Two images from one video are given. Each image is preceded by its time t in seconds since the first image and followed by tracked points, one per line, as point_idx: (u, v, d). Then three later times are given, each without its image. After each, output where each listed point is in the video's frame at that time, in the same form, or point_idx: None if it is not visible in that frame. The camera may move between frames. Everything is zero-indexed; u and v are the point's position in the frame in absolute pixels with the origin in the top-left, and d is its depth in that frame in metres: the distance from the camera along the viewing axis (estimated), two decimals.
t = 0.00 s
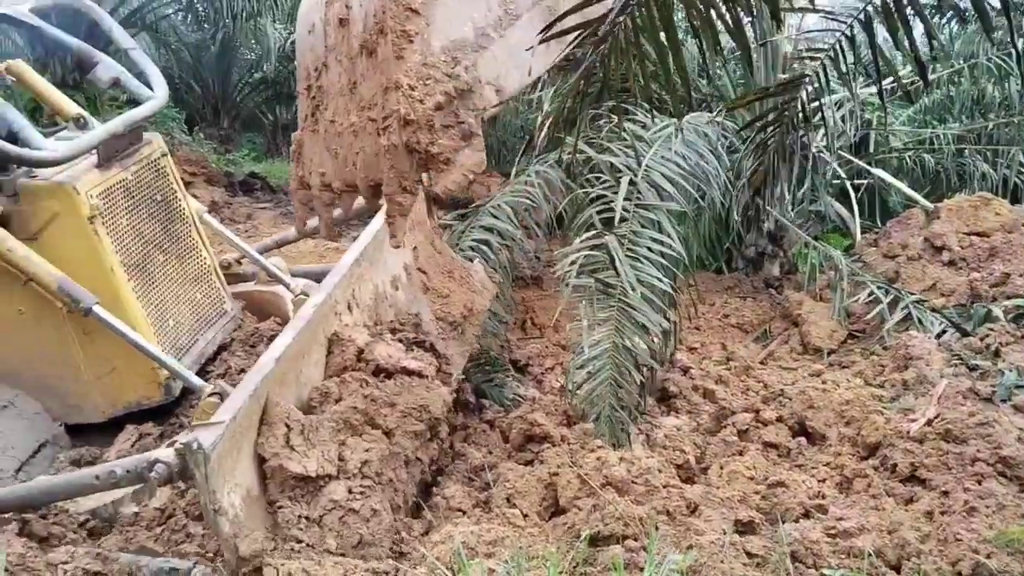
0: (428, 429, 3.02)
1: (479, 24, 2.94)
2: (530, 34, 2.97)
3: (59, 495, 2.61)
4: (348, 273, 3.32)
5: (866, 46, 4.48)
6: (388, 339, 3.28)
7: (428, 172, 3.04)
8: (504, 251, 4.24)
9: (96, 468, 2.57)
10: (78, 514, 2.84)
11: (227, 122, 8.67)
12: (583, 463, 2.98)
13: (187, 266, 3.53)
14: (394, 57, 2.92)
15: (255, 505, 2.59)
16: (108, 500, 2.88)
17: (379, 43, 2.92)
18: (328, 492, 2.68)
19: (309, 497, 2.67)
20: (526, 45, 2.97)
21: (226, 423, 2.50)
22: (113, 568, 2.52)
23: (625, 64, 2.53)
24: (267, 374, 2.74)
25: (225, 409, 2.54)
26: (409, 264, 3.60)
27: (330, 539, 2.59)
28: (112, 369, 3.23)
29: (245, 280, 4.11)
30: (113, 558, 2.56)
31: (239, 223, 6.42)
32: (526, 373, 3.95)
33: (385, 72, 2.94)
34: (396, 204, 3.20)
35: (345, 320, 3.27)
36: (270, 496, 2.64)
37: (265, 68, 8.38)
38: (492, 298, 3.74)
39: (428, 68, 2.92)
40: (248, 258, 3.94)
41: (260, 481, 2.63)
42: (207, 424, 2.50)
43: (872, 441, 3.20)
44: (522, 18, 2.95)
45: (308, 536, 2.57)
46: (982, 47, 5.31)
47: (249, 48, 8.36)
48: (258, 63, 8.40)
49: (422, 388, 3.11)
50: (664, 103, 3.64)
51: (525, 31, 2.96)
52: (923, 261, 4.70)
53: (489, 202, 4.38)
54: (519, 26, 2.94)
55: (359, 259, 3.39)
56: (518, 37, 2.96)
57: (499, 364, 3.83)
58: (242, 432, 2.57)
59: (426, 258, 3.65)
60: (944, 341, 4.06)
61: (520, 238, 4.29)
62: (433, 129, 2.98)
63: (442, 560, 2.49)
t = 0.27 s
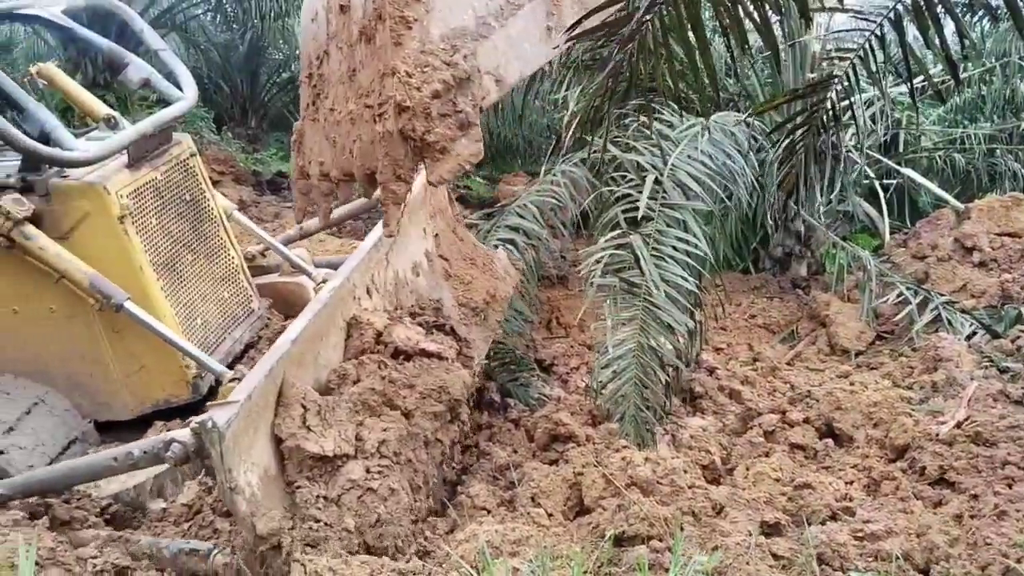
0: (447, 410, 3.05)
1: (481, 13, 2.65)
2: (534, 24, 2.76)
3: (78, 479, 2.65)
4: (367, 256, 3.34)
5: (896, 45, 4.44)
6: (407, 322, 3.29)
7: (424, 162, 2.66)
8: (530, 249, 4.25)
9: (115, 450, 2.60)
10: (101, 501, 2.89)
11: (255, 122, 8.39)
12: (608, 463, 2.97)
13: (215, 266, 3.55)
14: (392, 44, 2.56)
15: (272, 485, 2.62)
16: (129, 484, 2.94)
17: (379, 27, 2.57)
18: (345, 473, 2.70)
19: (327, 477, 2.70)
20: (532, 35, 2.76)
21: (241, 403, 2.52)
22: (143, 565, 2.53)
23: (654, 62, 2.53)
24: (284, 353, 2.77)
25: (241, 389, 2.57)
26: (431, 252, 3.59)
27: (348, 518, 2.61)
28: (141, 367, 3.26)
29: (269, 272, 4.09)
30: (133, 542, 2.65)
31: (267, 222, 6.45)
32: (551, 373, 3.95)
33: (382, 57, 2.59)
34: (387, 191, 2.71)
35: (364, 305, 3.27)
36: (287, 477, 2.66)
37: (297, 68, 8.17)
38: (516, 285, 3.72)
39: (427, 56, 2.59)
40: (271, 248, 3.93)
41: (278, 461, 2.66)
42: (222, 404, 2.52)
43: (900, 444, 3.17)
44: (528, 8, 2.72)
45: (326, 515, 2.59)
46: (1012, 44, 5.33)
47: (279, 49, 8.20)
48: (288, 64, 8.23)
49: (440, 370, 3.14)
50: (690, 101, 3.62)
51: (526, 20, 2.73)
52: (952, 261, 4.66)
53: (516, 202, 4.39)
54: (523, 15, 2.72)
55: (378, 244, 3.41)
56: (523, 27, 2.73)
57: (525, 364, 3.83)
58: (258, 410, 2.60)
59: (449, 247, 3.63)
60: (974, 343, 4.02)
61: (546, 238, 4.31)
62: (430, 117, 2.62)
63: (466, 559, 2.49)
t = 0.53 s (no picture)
0: (461, 389, 2.99)
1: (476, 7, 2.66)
2: (531, 18, 2.76)
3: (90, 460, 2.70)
4: (380, 239, 3.28)
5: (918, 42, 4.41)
6: (421, 304, 3.25)
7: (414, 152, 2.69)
8: (549, 248, 4.26)
9: (125, 433, 2.65)
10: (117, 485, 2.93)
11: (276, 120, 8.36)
12: (627, 462, 2.96)
13: (235, 265, 3.56)
14: (384, 34, 2.57)
15: (284, 463, 2.60)
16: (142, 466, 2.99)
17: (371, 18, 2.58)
18: (357, 451, 2.68)
19: (338, 456, 2.67)
20: (528, 29, 2.75)
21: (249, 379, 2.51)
22: (163, 560, 2.60)
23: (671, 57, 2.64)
24: (294, 332, 2.76)
25: (250, 366, 2.56)
26: (445, 238, 3.62)
27: (360, 496, 2.59)
28: (162, 363, 3.28)
29: (285, 263, 4.05)
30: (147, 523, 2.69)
31: (288, 221, 6.47)
32: (570, 371, 3.94)
33: (372, 47, 2.60)
34: (372, 182, 2.69)
35: (377, 288, 3.23)
36: (299, 456, 2.64)
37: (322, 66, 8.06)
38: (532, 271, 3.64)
39: (420, 46, 2.60)
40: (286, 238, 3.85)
41: (290, 440, 2.65)
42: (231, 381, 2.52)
43: (922, 444, 3.14)
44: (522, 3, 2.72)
45: (338, 492, 2.58)
46: None
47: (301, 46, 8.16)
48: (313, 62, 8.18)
49: (454, 350, 3.07)
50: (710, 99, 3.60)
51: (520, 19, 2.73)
52: (975, 261, 4.62)
53: (537, 199, 4.38)
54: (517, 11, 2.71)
55: (391, 229, 3.35)
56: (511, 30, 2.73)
57: (544, 363, 3.82)
58: (268, 388, 2.59)
59: (463, 233, 3.67)
60: (997, 343, 3.98)
61: (565, 236, 4.31)
62: (421, 109, 2.65)
63: (485, 557, 2.49)
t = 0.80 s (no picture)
0: (467, 369, 2.94)
1: None
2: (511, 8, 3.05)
3: (95, 442, 2.71)
4: (385, 222, 3.14)
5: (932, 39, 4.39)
6: (427, 286, 3.13)
7: (391, 134, 2.88)
8: (562, 246, 4.24)
9: (129, 414, 2.65)
10: (123, 468, 2.93)
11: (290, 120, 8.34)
12: (639, 460, 2.96)
13: (248, 263, 3.57)
14: (364, 16, 2.82)
15: (287, 443, 2.54)
16: (149, 450, 2.99)
17: None
18: (361, 429, 2.62)
19: (343, 435, 2.61)
20: (511, 14, 3.05)
21: (249, 357, 2.43)
22: (177, 555, 2.63)
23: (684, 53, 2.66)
24: (297, 311, 2.65)
25: (251, 344, 2.49)
26: (453, 224, 3.49)
27: (365, 473, 2.54)
28: (176, 359, 3.29)
29: (295, 255, 3.98)
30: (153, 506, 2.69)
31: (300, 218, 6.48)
32: (582, 369, 3.94)
33: (354, 29, 2.82)
34: (349, 164, 2.89)
35: (383, 270, 3.10)
36: (303, 435, 2.58)
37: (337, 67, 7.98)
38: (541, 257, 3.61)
39: (399, 28, 2.84)
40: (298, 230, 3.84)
41: (293, 420, 2.58)
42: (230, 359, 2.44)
43: (936, 443, 3.12)
44: None
45: (342, 471, 2.52)
46: None
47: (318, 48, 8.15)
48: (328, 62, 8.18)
49: (460, 331, 3.00)
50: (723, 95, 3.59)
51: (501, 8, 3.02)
52: (990, 259, 4.59)
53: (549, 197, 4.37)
54: None
55: (395, 212, 3.21)
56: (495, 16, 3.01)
57: (556, 360, 3.82)
58: (270, 366, 2.52)
59: (471, 219, 3.56)
60: (1012, 341, 3.95)
61: (578, 234, 4.30)
62: (400, 91, 2.85)
63: (496, 554, 2.49)
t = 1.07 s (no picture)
0: (469, 356, 2.93)
1: None
2: None
3: (98, 431, 2.73)
4: (386, 210, 3.14)
5: (940, 36, 4.39)
6: (428, 274, 3.12)
7: (361, 108, 2.80)
8: (568, 243, 4.24)
9: (130, 401, 2.68)
10: (126, 458, 2.94)
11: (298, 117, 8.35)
12: (646, 457, 2.96)
13: (256, 260, 3.57)
14: None
15: (288, 429, 2.53)
16: (154, 441, 2.98)
17: None
18: (362, 415, 2.62)
19: (343, 421, 2.61)
20: None
21: (248, 342, 2.43)
22: (184, 550, 2.62)
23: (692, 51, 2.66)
24: (295, 296, 2.64)
25: (250, 329, 2.48)
26: (457, 214, 3.52)
27: (366, 459, 2.55)
28: (183, 355, 3.30)
29: (301, 248, 3.94)
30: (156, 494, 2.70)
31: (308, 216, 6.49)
32: (589, 367, 3.94)
33: (327, 2, 2.81)
34: (319, 139, 2.84)
35: (385, 259, 3.08)
36: (304, 422, 2.57)
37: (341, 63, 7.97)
38: (546, 247, 3.69)
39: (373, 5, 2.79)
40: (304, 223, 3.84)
41: (294, 407, 2.57)
42: (230, 345, 2.44)
43: (944, 442, 3.12)
44: None
45: (343, 456, 2.52)
46: None
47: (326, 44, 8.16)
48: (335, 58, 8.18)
49: (462, 318, 2.99)
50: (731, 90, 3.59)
51: None
52: (999, 258, 4.57)
53: (556, 194, 4.38)
54: None
55: (398, 201, 3.22)
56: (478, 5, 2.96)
57: (563, 357, 3.82)
58: (271, 352, 2.52)
59: (475, 209, 3.61)
60: (1021, 339, 3.94)
61: (586, 231, 4.29)
62: (372, 66, 2.77)
63: (503, 550, 2.49)
